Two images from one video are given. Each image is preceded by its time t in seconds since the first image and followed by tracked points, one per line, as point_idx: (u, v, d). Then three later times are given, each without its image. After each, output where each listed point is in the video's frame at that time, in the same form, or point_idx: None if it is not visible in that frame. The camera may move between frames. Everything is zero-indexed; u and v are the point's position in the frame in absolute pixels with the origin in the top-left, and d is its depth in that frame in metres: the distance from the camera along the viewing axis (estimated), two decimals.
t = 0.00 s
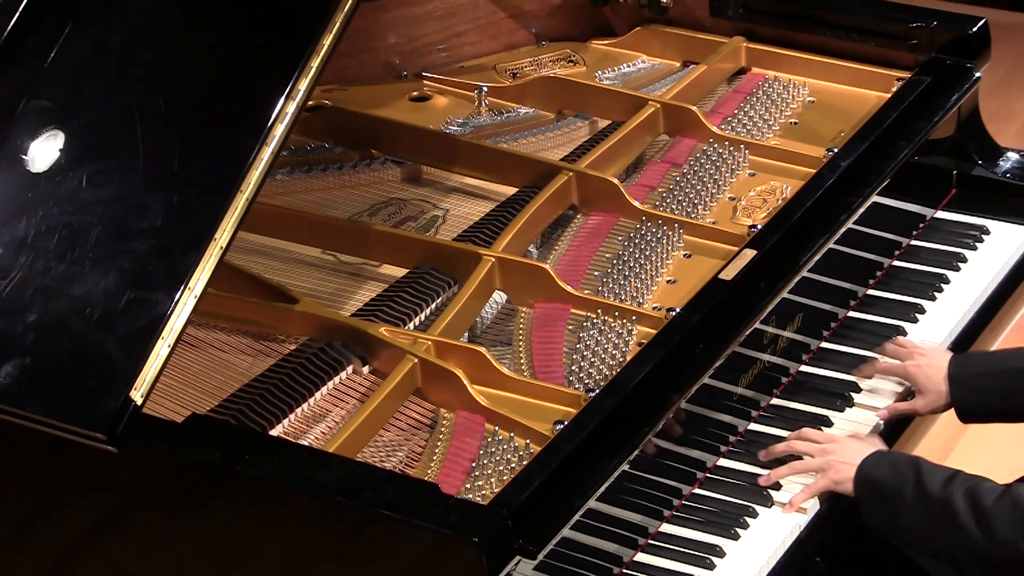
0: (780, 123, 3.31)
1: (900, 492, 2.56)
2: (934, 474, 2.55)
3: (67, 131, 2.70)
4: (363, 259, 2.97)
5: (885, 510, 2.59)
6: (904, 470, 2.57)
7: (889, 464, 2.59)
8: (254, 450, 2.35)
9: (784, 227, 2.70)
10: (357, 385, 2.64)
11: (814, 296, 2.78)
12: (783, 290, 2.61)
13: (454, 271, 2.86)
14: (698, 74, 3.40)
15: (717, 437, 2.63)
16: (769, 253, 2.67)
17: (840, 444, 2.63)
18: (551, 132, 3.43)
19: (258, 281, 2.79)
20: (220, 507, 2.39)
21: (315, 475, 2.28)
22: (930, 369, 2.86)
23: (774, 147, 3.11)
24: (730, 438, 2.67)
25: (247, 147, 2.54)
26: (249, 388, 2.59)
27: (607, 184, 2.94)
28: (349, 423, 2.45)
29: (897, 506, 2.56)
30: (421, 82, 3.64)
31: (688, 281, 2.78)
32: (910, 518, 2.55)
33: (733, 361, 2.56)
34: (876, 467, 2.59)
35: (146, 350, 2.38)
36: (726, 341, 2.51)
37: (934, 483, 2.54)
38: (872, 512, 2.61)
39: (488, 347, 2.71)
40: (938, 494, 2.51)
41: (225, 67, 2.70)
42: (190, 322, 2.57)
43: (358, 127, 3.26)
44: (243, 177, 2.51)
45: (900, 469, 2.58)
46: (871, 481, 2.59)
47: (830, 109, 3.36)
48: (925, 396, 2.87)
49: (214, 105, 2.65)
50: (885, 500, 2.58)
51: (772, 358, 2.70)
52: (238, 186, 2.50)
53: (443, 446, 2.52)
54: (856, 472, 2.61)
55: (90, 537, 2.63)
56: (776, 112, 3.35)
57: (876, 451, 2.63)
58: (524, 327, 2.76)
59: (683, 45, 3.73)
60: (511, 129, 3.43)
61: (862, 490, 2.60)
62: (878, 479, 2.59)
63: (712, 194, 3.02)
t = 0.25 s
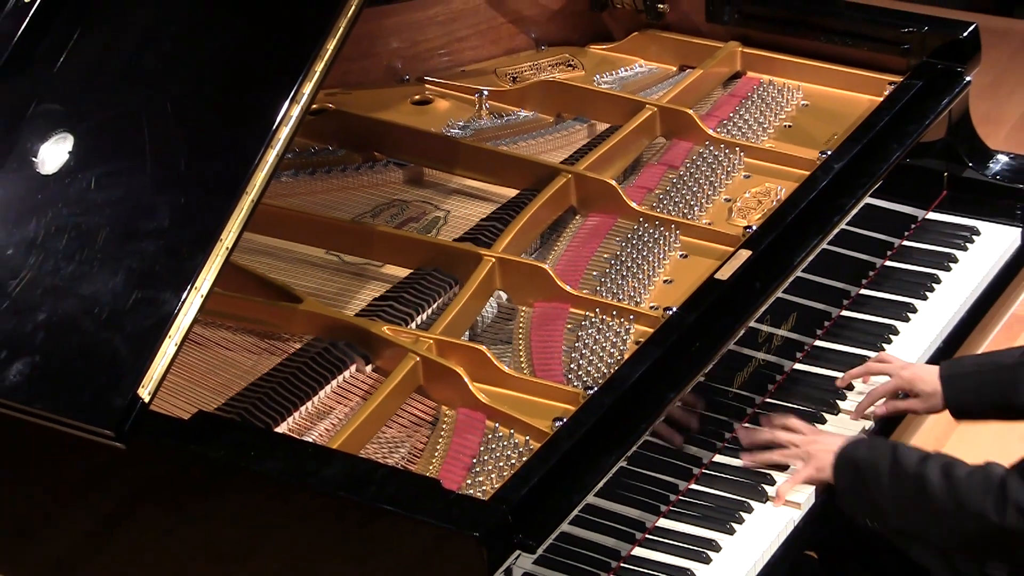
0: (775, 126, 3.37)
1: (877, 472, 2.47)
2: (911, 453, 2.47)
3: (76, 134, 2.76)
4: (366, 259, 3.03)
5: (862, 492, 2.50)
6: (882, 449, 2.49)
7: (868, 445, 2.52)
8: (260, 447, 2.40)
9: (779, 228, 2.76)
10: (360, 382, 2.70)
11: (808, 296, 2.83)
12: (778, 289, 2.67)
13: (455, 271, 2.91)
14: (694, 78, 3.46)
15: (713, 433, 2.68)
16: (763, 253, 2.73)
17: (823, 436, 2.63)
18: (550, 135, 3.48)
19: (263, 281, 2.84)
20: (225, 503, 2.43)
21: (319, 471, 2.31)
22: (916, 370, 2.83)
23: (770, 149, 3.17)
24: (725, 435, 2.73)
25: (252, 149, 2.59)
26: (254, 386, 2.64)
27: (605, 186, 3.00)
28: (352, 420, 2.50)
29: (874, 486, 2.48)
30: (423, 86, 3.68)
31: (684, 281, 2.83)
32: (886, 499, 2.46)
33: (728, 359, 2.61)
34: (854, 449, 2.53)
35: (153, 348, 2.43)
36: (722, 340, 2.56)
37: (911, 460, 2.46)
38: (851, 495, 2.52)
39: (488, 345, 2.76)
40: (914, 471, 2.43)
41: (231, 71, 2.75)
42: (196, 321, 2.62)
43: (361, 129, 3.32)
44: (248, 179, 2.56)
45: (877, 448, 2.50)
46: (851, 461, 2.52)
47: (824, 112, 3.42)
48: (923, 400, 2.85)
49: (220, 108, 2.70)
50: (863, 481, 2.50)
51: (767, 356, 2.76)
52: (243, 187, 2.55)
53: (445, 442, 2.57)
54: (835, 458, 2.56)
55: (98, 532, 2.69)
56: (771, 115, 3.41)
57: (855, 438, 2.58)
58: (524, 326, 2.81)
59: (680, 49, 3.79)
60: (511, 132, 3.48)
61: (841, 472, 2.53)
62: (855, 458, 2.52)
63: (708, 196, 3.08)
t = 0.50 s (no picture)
0: (769, 129, 3.43)
1: (878, 483, 2.58)
2: (910, 464, 2.57)
3: (85, 137, 2.82)
4: (369, 259, 3.09)
5: (864, 501, 2.61)
6: (882, 460, 2.60)
7: (867, 455, 2.62)
8: (264, 443, 2.42)
9: (774, 229, 2.81)
10: (363, 380, 2.75)
11: (802, 295, 2.89)
12: (772, 289, 2.72)
13: (456, 271, 2.97)
14: (690, 82, 3.53)
15: (709, 429, 2.74)
16: (758, 253, 2.78)
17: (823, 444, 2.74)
18: (549, 137, 3.54)
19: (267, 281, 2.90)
20: (230, 499, 2.48)
21: (323, 466, 2.35)
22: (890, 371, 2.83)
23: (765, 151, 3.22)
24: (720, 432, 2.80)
25: (257, 151, 2.64)
26: (259, 383, 2.70)
27: (603, 188, 3.05)
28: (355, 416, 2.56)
29: (876, 496, 2.58)
30: (424, 89, 3.75)
31: (680, 280, 2.89)
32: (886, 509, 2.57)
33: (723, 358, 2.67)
34: (855, 457, 2.63)
35: (160, 346, 2.48)
36: (717, 338, 2.61)
37: (909, 472, 2.56)
38: (853, 505, 2.63)
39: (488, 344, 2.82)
40: (913, 483, 2.53)
41: (236, 75, 2.81)
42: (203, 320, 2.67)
43: (364, 132, 3.38)
44: (254, 181, 2.62)
45: (877, 459, 2.60)
46: (850, 471, 2.62)
47: (817, 116, 3.48)
48: (895, 404, 2.83)
49: (226, 112, 2.76)
50: (864, 491, 2.60)
51: (761, 354, 2.81)
52: (249, 189, 2.61)
53: (446, 438, 2.63)
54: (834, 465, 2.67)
55: (106, 528, 2.75)
56: (765, 118, 3.47)
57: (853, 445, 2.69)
58: (524, 325, 2.86)
59: (677, 53, 3.85)
60: (511, 134, 3.54)
61: (843, 480, 2.63)
62: (855, 468, 2.62)
63: (705, 197, 3.13)
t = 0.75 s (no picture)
0: (764, 132, 3.49)
1: (868, 482, 2.63)
2: (899, 464, 2.63)
3: (94, 140, 2.87)
4: (372, 260, 3.14)
5: (854, 500, 2.66)
6: (873, 461, 2.65)
7: (859, 455, 2.68)
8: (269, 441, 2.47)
9: (768, 230, 2.87)
10: (366, 378, 2.81)
11: (796, 295, 2.94)
12: (767, 288, 2.78)
13: (457, 271, 3.02)
14: (687, 86, 3.59)
15: (704, 427, 2.80)
16: (754, 254, 2.84)
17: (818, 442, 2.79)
18: (548, 140, 3.60)
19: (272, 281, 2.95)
20: (235, 495, 2.53)
21: (328, 462, 2.40)
22: (890, 370, 2.92)
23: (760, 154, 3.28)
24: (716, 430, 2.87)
25: (262, 154, 2.70)
26: (264, 381, 2.75)
27: (601, 190, 3.11)
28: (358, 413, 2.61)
29: (865, 495, 2.63)
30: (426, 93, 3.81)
31: (677, 280, 2.94)
32: (875, 508, 2.62)
33: (719, 356, 2.72)
34: (847, 458, 2.69)
35: (167, 345, 2.53)
36: (713, 337, 2.67)
37: (897, 472, 2.61)
38: (844, 502, 2.69)
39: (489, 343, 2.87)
40: (900, 483, 2.59)
41: (242, 79, 2.86)
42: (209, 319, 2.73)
43: (367, 135, 3.44)
44: (259, 183, 2.67)
45: (868, 460, 2.66)
46: (841, 470, 2.68)
47: (811, 119, 3.54)
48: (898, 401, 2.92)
49: (231, 115, 2.81)
50: (854, 490, 2.66)
51: (756, 352, 2.87)
52: (254, 190, 2.66)
53: (447, 436, 2.68)
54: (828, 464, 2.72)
55: (114, 523, 2.81)
56: (760, 121, 3.53)
57: (847, 444, 2.74)
58: (524, 325, 2.92)
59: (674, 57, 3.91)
60: (511, 137, 3.61)
61: (835, 479, 2.70)
62: (847, 467, 2.68)
63: (701, 199, 3.19)
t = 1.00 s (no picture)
0: (759, 135, 3.54)
1: (855, 472, 2.72)
2: (886, 457, 2.71)
3: (102, 142, 2.93)
4: (375, 260, 3.20)
5: (841, 488, 2.75)
6: (860, 451, 2.73)
7: (847, 445, 2.76)
8: (274, 436, 2.54)
9: (763, 231, 2.93)
10: (369, 376, 2.86)
11: (790, 295, 3.00)
12: (762, 288, 2.83)
13: (459, 271, 3.08)
14: (683, 89, 3.65)
15: (701, 423, 2.85)
16: (749, 255, 2.90)
17: (809, 432, 2.86)
18: (546, 143, 3.66)
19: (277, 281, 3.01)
20: (240, 491, 2.58)
21: (332, 457, 2.46)
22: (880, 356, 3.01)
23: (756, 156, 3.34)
24: (713, 427, 2.91)
25: (267, 156, 2.75)
26: (270, 378, 2.81)
27: (600, 191, 3.17)
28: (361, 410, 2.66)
29: (851, 485, 2.72)
30: (428, 97, 3.88)
31: (674, 280, 3.00)
32: (860, 498, 2.71)
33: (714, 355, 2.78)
34: (835, 447, 2.77)
35: (175, 343, 2.59)
36: (709, 336, 2.72)
37: (884, 464, 2.69)
38: (831, 491, 2.77)
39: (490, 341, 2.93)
40: (887, 476, 2.67)
41: (247, 84, 2.92)
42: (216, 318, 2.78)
43: (369, 138, 3.50)
44: (264, 185, 2.72)
45: (856, 450, 2.74)
46: (829, 460, 2.76)
47: (805, 122, 3.60)
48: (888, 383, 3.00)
49: (237, 119, 2.87)
50: (841, 479, 2.74)
51: (751, 351, 2.93)
52: (259, 192, 2.71)
53: (448, 432, 2.73)
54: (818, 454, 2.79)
55: (121, 517, 2.87)
56: (755, 124, 3.59)
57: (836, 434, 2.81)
58: (524, 324, 2.97)
59: (671, 61, 3.97)
60: (512, 140, 3.67)
61: (823, 468, 2.78)
62: (835, 456, 2.76)
63: (697, 200, 3.25)
